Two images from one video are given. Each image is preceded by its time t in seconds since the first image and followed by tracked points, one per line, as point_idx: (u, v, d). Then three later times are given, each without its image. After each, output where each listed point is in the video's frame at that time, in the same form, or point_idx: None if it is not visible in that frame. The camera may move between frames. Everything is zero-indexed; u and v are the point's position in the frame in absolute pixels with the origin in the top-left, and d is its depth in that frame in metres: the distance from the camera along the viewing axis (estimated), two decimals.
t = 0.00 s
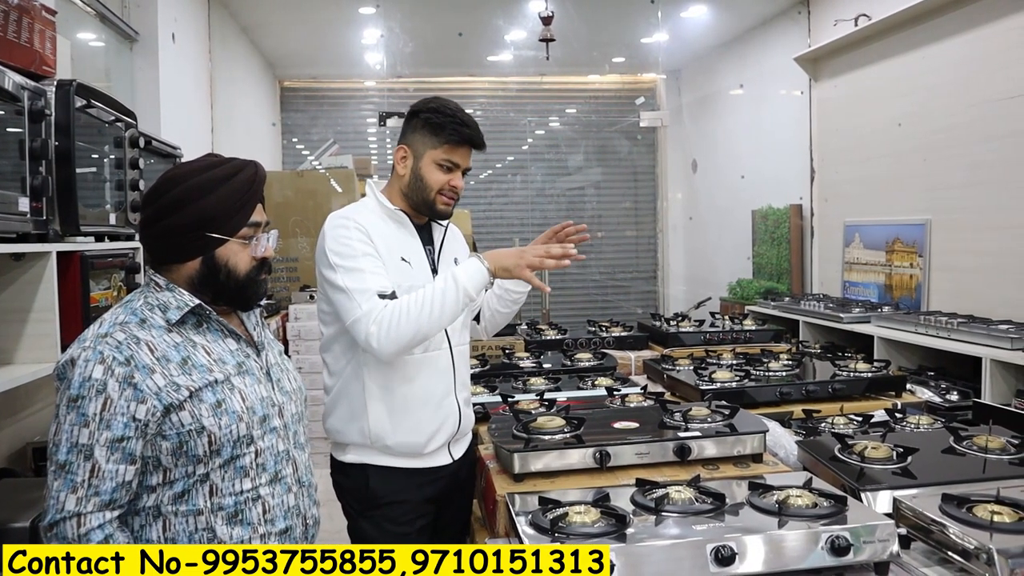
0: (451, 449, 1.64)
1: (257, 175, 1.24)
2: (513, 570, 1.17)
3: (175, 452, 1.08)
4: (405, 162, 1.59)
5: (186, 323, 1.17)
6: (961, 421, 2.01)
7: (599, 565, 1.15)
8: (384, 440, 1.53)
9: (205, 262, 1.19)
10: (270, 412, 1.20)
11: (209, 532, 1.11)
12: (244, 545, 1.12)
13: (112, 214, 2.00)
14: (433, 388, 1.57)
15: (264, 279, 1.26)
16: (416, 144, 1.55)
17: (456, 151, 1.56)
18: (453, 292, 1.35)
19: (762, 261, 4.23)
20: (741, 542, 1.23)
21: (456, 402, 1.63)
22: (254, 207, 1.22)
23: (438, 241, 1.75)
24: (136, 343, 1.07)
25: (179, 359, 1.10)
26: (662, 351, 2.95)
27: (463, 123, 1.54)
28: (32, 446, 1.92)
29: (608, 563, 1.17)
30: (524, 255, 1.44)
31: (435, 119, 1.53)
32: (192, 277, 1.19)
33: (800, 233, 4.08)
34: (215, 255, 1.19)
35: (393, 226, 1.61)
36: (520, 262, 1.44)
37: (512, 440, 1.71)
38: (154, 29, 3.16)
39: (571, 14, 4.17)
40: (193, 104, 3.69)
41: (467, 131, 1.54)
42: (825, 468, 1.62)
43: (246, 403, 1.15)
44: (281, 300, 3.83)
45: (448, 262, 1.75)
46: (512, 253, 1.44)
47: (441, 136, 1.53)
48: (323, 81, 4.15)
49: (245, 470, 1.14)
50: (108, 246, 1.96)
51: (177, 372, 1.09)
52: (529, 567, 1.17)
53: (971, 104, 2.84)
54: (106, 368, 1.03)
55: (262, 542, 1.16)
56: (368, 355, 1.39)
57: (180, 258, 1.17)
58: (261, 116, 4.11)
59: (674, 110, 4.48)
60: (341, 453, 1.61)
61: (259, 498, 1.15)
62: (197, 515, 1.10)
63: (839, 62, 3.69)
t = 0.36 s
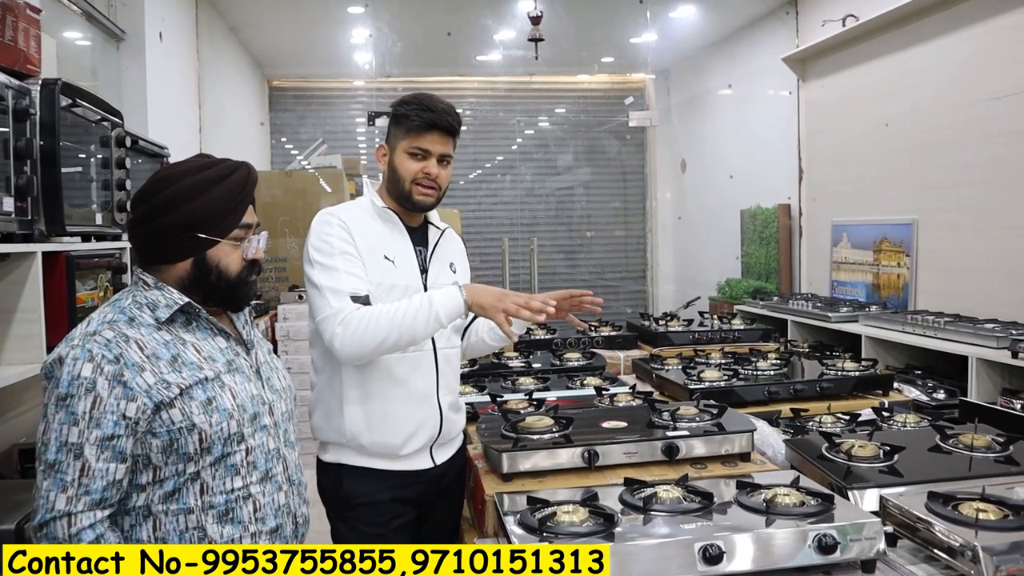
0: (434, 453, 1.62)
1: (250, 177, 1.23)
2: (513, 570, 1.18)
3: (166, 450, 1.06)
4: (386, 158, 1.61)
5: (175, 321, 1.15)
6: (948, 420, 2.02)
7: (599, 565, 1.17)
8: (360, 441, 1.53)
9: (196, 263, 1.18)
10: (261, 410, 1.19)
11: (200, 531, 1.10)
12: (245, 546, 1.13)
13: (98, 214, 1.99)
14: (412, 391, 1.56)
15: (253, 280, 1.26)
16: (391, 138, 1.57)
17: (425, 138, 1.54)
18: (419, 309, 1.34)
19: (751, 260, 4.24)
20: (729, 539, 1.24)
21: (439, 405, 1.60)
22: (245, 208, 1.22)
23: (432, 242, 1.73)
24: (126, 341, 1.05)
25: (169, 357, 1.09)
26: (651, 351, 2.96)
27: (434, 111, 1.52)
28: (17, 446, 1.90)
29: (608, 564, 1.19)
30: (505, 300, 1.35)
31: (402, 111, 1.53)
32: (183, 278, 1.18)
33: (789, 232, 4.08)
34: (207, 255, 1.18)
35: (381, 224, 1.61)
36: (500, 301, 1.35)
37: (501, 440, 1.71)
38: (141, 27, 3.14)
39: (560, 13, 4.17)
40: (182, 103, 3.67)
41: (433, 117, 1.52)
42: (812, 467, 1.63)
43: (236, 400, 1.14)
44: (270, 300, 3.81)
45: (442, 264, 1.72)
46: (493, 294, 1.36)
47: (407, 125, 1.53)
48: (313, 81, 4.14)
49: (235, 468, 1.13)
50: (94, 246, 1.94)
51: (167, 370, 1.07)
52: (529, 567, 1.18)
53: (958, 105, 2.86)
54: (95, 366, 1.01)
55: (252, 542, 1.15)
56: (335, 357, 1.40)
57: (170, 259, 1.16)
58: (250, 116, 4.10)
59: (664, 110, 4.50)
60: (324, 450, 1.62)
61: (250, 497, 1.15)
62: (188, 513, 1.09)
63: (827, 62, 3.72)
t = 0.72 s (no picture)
0: (423, 455, 1.61)
1: (249, 179, 1.23)
2: (513, 570, 1.19)
3: (161, 450, 1.05)
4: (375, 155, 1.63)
5: (171, 321, 1.14)
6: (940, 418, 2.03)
7: (599, 565, 1.18)
8: (343, 440, 1.55)
9: (195, 265, 1.17)
10: (257, 411, 1.19)
11: (196, 532, 1.09)
12: (245, 546, 1.13)
13: (92, 214, 1.98)
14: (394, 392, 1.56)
15: (252, 282, 1.26)
16: (379, 133, 1.59)
17: (408, 131, 1.54)
18: (377, 320, 1.38)
19: (745, 259, 4.25)
20: (724, 538, 1.24)
21: (425, 407, 1.59)
22: (244, 210, 1.21)
23: (423, 241, 1.68)
24: (122, 340, 1.05)
25: (165, 357, 1.08)
26: (645, 350, 2.97)
27: (419, 105, 1.54)
28: (10, 446, 1.89)
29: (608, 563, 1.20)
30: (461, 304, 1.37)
31: (387, 107, 1.56)
32: (182, 279, 1.18)
33: (783, 232, 4.10)
34: (206, 257, 1.18)
35: (366, 224, 1.61)
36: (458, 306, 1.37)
37: (495, 440, 1.71)
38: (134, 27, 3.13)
39: (554, 13, 4.17)
40: (175, 102, 3.66)
41: (415, 111, 1.53)
42: (806, 466, 1.63)
43: (233, 400, 1.14)
44: (264, 300, 3.80)
45: (434, 261, 1.67)
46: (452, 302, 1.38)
47: (393, 119, 1.55)
48: (307, 80, 4.15)
49: (232, 469, 1.12)
50: (87, 246, 1.94)
51: (163, 370, 1.07)
52: (529, 567, 1.19)
53: (950, 105, 2.88)
54: (91, 366, 1.00)
55: (250, 542, 1.15)
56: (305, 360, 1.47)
57: (169, 260, 1.15)
58: (244, 115, 4.09)
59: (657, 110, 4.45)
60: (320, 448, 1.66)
61: (246, 497, 1.14)
62: (184, 514, 1.08)
63: (820, 62, 3.74)
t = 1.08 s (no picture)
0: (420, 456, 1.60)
1: (246, 178, 1.23)
2: (513, 570, 1.20)
3: (158, 450, 1.05)
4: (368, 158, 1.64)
5: (169, 321, 1.14)
6: (935, 418, 2.03)
7: (599, 565, 1.20)
8: (340, 443, 1.55)
9: (191, 264, 1.17)
10: (255, 411, 1.19)
11: (192, 533, 1.09)
12: (245, 546, 1.14)
13: (86, 214, 1.97)
14: (390, 394, 1.56)
15: (250, 281, 1.25)
16: (372, 137, 1.60)
17: (399, 132, 1.55)
18: (317, 353, 1.42)
19: (740, 259, 4.30)
20: (719, 538, 1.24)
21: (421, 408, 1.59)
22: (242, 210, 1.21)
23: (419, 241, 1.67)
24: (118, 340, 1.04)
25: (162, 356, 1.08)
26: (641, 350, 2.97)
27: (412, 105, 1.54)
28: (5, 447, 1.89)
29: (608, 563, 1.21)
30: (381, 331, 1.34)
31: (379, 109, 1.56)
32: (179, 279, 1.17)
33: (778, 232, 4.17)
34: (202, 257, 1.17)
35: (354, 230, 1.63)
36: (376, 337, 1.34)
37: (491, 439, 1.71)
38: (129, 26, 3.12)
39: (550, 13, 4.18)
40: (170, 101, 3.65)
41: (407, 111, 1.53)
42: (800, 465, 1.63)
43: (231, 400, 1.14)
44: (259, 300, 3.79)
45: (429, 260, 1.66)
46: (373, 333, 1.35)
47: (384, 121, 1.56)
48: (302, 80, 4.12)
49: (229, 469, 1.12)
50: (82, 246, 1.93)
51: (160, 370, 1.07)
52: (529, 567, 1.21)
53: (944, 105, 2.89)
54: (87, 366, 1.00)
55: (247, 543, 1.15)
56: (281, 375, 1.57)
57: (165, 259, 1.15)
58: (239, 115, 4.06)
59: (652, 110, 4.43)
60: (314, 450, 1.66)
61: (244, 498, 1.14)
62: (181, 515, 1.08)
63: (815, 63, 3.76)
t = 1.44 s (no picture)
0: (412, 459, 1.60)
1: (245, 178, 1.22)
2: (513, 570, 1.20)
3: (153, 450, 1.05)
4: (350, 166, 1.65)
5: (166, 320, 1.14)
6: (930, 417, 2.04)
7: (599, 565, 1.20)
8: (332, 444, 1.58)
9: (189, 264, 1.16)
10: (252, 411, 1.18)
11: (188, 534, 1.09)
12: (246, 546, 1.14)
13: (81, 213, 1.97)
14: (379, 399, 1.56)
15: (248, 283, 1.25)
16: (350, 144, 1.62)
17: (374, 132, 1.56)
18: (294, 364, 1.47)
19: (736, 259, 4.31)
20: (715, 538, 1.24)
21: (413, 412, 1.58)
22: (241, 210, 1.20)
23: (411, 242, 1.66)
24: (113, 339, 1.04)
25: (158, 355, 1.08)
26: (637, 350, 2.98)
27: (385, 101, 1.56)
28: None
29: (608, 563, 1.21)
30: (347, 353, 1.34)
31: (352, 114, 1.59)
32: (176, 278, 1.16)
33: (773, 232, 4.22)
34: (200, 257, 1.17)
35: (346, 235, 1.63)
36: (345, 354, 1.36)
37: (487, 439, 1.71)
38: (124, 25, 3.12)
39: (546, 12, 4.17)
40: (165, 101, 3.64)
41: (377, 108, 1.55)
42: (796, 464, 1.64)
43: (227, 400, 1.13)
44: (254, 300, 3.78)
45: (423, 262, 1.65)
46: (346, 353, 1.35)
47: (360, 124, 1.57)
48: (298, 80, 4.11)
49: (226, 469, 1.12)
50: (77, 246, 1.92)
51: (155, 369, 1.06)
52: (528, 567, 1.20)
53: (938, 106, 2.90)
54: (81, 364, 0.99)
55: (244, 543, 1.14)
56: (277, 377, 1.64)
57: (162, 259, 1.14)
58: (235, 115, 4.04)
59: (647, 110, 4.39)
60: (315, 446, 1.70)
61: (240, 498, 1.14)
62: (176, 515, 1.08)
63: (811, 63, 3.77)
